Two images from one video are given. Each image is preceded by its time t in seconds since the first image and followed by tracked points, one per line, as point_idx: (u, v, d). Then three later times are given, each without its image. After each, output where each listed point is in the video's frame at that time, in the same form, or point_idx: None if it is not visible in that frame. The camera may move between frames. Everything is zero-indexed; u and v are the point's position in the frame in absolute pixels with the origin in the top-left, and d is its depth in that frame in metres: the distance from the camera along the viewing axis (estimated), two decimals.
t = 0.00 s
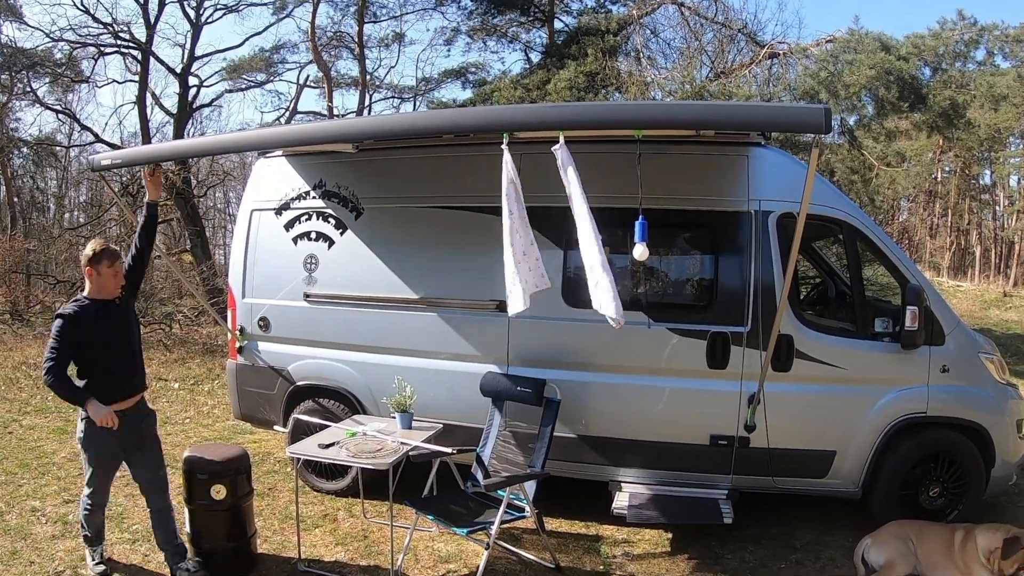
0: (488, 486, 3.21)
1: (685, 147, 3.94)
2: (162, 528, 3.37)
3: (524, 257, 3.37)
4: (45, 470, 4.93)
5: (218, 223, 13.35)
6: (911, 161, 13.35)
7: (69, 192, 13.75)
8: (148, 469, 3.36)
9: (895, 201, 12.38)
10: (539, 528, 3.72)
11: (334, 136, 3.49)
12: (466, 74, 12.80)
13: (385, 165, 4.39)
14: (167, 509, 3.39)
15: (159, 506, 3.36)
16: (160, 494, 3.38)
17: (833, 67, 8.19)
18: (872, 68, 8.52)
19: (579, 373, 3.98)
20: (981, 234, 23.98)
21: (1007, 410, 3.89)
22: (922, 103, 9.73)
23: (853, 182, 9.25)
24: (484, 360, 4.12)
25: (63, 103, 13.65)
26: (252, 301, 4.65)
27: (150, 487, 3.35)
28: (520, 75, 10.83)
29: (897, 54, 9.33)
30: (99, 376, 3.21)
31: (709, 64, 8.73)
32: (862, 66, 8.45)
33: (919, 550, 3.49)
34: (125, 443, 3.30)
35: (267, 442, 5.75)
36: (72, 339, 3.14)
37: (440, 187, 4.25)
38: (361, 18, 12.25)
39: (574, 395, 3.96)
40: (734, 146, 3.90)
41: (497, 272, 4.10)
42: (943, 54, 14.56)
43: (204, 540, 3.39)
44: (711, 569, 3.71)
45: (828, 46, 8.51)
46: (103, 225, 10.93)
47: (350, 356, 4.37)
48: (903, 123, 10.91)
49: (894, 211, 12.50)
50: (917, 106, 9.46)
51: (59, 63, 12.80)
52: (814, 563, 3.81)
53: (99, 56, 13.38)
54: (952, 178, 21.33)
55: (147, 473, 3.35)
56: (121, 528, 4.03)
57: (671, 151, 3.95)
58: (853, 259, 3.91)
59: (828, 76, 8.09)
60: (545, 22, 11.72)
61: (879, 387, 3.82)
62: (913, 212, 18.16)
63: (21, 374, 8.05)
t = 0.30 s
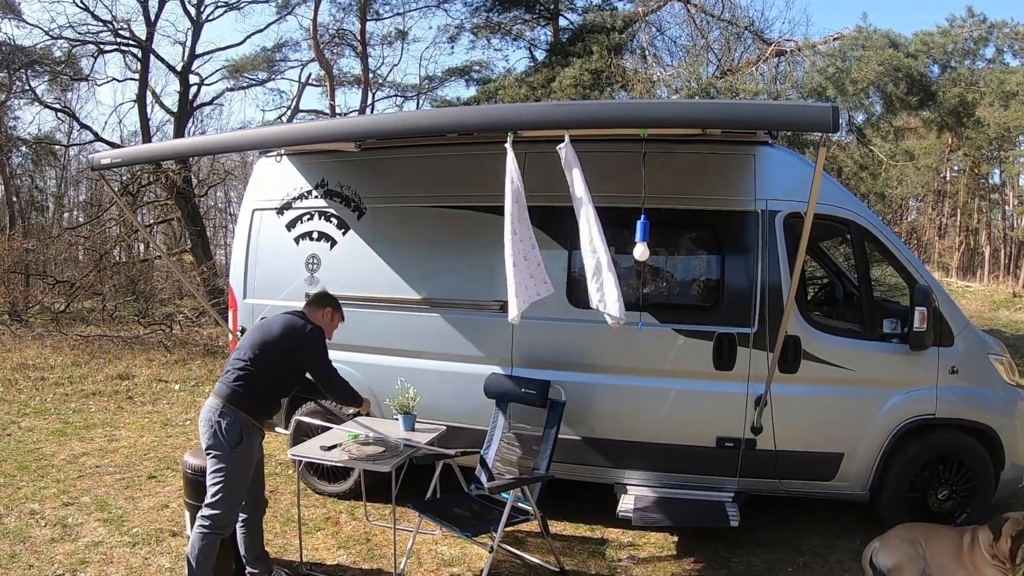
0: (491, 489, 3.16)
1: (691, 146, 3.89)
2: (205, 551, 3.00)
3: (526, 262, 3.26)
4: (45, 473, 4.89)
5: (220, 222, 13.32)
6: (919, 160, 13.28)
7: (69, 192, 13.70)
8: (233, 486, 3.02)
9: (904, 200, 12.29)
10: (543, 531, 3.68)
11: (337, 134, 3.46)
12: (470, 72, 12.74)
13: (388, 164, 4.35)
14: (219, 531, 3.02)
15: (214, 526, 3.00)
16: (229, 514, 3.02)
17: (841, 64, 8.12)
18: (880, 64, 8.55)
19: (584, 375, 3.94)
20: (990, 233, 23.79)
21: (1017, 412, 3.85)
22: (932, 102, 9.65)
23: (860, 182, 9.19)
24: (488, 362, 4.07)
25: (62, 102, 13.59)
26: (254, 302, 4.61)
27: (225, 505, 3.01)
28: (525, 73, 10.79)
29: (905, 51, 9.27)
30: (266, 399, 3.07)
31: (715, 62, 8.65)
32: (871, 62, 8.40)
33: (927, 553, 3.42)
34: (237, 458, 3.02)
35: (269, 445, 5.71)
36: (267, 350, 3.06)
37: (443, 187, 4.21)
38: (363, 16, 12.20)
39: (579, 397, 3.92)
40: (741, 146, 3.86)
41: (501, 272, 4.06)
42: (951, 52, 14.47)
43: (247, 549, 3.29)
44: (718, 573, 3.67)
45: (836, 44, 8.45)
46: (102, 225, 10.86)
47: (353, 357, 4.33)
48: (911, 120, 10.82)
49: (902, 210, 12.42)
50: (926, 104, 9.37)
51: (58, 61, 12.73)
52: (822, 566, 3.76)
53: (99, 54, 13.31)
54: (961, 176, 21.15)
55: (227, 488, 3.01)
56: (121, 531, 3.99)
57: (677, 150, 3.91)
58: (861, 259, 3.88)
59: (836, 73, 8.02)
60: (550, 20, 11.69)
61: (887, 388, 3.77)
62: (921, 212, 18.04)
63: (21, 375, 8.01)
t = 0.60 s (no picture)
0: (496, 492, 3.12)
1: (698, 145, 3.85)
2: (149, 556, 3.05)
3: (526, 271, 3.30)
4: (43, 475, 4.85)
5: (221, 222, 13.28)
6: (927, 160, 13.18)
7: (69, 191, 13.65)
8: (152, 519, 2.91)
9: (912, 200, 12.20)
10: (549, 535, 3.64)
11: (339, 133, 3.42)
12: (474, 70, 12.69)
13: (390, 163, 4.31)
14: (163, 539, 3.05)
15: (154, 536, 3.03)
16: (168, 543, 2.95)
17: (849, 62, 8.07)
18: (889, 62, 8.46)
19: (589, 376, 3.89)
20: (999, 234, 23.60)
21: None
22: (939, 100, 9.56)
23: (867, 182, 9.13)
24: (492, 363, 4.03)
25: (61, 100, 13.54)
26: (255, 303, 4.56)
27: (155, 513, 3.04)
28: (529, 71, 10.74)
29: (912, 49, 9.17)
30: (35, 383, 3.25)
31: (721, 60, 8.57)
32: (879, 60, 8.34)
33: (937, 557, 3.37)
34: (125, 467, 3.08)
35: (270, 447, 5.66)
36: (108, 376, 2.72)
37: (446, 186, 4.17)
38: (366, 14, 12.16)
39: (583, 399, 3.88)
40: (747, 145, 3.82)
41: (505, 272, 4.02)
42: (959, 51, 14.38)
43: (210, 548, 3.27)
44: None
45: (844, 43, 8.39)
46: (102, 225, 10.81)
47: (355, 359, 4.29)
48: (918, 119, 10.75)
49: (910, 210, 12.32)
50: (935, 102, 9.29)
51: (57, 59, 12.67)
52: (830, 570, 3.72)
53: (99, 52, 13.27)
54: (970, 176, 20.95)
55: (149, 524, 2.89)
56: (121, 534, 3.95)
57: (683, 149, 3.87)
58: (869, 260, 3.84)
59: (843, 71, 7.98)
60: (555, 17, 11.69)
61: (895, 390, 3.73)
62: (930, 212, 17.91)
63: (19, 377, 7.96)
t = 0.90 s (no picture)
0: (499, 495, 3.07)
1: (704, 144, 3.81)
2: (151, 529, 3.33)
3: (528, 273, 3.26)
4: (42, 478, 4.81)
5: (221, 221, 13.22)
6: (935, 159, 13.07)
7: (69, 190, 13.60)
8: (161, 467, 3.34)
9: (920, 199, 12.10)
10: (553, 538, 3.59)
11: (340, 131, 3.38)
12: (478, 67, 12.62)
13: (393, 162, 4.26)
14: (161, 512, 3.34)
15: (155, 507, 3.32)
16: (167, 495, 3.35)
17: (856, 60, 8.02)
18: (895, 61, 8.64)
19: (593, 377, 3.85)
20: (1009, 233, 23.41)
21: None
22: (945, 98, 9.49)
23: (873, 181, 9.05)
24: (496, 364, 3.99)
25: (61, 99, 13.49)
26: (256, 303, 4.51)
27: (160, 488, 3.32)
28: (533, 70, 10.69)
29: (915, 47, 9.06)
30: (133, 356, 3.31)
31: (728, 58, 8.46)
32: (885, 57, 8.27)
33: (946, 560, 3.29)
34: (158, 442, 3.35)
35: (272, 449, 5.62)
36: (119, 323, 3.29)
37: (449, 185, 4.13)
38: (368, 11, 12.11)
39: (588, 401, 3.84)
40: (754, 143, 3.78)
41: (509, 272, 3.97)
42: (965, 49, 14.29)
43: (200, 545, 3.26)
44: None
45: (851, 40, 8.33)
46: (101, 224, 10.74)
47: (357, 360, 4.24)
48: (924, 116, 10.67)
49: (918, 209, 12.24)
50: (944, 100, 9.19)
51: (56, 57, 12.61)
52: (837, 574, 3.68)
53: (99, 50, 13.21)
54: (979, 176, 20.73)
55: (156, 473, 3.32)
56: (120, 537, 3.91)
57: (689, 148, 3.83)
58: (878, 260, 3.79)
59: (851, 70, 7.93)
60: (559, 14, 11.68)
61: (903, 392, 3.69)
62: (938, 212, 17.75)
63: (18, 378, 7.91)
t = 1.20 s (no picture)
0: (504, 497, 3.03)
1: (711, 143, 3.77)
2: (149, 534, 3.30)
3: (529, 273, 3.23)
4: (42, 480, 4.76)
5: (222, 221, 13.17)
6: (942, 158, 12.98)
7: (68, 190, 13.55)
8: (160, 470, 3.29)
9: (928, 199, 12.01)
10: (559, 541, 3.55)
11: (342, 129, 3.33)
12: (482, 65, 12.57)
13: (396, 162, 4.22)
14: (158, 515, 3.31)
15: (152, 511, 3.29)
16: (165, 499, 3.31)
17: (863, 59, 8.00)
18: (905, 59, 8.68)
19: (598, 379, 3.81)
20: (1018, 232, 23.15)
21: None
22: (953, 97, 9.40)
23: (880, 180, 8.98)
24: (500, 365, 3.95)
25: (61, 98, 13.44)
26: (258, 304, 4.47)
27: (157, 492, 3.28)
28: (539, 67, 10.67)
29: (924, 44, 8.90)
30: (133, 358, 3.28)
31: (735, 56, 8.39)
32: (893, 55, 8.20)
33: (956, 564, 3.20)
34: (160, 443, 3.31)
35: (273, 451, 5.58)
36: (122, 323, 3.27)
37: (453, 185, 4.09)
38: (370, 8, 12.06)
39: (593, 403, 3.80)
40: (761, 142, 3.73)
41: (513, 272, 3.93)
42: (973, 48, 14.18)
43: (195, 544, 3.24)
44: None
45: (859, 38, 8.27)
46: (100, 224, 10.68)
47: (359, 361, 4.20)
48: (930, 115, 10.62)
49: (926, 207, 12.15)
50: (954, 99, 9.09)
51: (56, 55, 12.56)
52: None
53: (99, 48, 13.16)
54: (988, 175, 20.49)
55: (155, 477, 3.27)
56: (120, 541, 3.86)
57: (695, 147, 3.79)
58: (886, 260, 3.75)
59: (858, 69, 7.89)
60: (564, 11, 11.66)
61: (912, 393, 3.65)
62: (946, 212, 17.59)
63: (17, 379, 7.86)
